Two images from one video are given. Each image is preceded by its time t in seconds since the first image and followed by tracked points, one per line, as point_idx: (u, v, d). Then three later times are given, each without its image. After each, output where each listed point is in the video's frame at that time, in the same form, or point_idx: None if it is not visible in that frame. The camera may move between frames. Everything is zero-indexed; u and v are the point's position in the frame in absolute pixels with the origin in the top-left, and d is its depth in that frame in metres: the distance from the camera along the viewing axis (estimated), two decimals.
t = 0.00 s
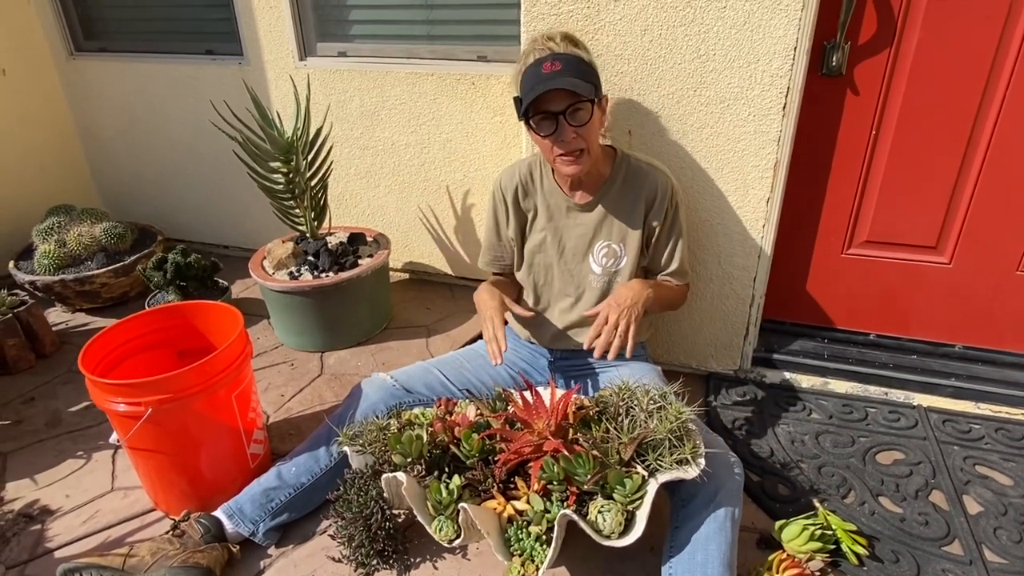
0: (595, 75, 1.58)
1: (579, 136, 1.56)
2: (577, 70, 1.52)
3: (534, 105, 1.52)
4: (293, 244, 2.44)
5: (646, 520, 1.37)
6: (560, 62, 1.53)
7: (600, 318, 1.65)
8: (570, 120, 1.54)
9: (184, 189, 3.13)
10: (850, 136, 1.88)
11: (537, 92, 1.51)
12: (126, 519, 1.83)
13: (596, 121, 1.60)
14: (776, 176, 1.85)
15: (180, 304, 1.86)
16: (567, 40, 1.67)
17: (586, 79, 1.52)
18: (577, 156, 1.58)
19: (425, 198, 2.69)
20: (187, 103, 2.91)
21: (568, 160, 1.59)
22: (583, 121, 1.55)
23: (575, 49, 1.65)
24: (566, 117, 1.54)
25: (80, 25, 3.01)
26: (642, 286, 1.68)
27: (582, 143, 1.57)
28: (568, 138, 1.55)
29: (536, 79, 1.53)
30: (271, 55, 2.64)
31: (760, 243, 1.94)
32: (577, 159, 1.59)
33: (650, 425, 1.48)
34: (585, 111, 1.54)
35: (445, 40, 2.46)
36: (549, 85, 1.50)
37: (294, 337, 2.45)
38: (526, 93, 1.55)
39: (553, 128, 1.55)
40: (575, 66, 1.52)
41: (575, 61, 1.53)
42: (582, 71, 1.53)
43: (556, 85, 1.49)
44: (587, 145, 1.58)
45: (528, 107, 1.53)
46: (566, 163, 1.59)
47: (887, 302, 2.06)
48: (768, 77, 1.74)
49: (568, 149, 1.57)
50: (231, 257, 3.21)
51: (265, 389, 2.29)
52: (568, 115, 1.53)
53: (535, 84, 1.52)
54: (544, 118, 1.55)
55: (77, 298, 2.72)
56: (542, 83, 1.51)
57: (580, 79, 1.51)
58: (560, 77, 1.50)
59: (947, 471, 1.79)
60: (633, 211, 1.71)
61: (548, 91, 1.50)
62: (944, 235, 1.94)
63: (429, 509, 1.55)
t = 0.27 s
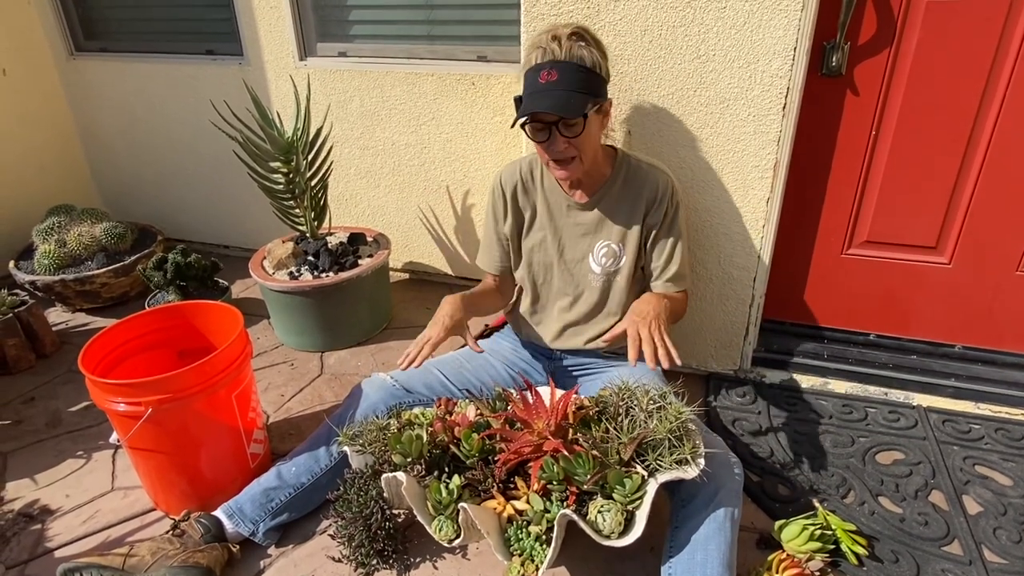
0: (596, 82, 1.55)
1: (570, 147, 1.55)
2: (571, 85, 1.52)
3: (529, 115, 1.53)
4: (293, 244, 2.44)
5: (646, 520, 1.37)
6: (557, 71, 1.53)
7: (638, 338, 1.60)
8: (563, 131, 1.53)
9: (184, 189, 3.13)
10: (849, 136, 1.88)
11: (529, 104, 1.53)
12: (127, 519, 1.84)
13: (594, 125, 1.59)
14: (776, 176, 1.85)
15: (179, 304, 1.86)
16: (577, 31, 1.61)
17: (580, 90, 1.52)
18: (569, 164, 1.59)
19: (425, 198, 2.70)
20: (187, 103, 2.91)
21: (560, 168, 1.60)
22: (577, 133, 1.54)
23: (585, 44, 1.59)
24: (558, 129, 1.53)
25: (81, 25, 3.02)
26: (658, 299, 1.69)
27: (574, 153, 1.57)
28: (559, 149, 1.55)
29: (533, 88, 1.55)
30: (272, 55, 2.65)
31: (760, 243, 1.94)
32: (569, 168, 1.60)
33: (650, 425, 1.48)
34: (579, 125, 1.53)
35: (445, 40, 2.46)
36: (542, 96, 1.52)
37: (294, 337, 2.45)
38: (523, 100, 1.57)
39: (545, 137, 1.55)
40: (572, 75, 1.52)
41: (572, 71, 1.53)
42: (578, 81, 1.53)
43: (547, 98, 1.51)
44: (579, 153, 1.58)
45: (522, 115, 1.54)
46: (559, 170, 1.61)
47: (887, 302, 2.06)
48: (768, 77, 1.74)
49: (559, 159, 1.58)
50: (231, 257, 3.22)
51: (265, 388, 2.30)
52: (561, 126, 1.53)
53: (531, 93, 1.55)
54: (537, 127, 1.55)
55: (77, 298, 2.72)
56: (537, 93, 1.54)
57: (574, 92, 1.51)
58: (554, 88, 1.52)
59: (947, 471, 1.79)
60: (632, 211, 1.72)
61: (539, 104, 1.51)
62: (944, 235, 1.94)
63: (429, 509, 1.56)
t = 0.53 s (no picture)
0: (596, 78, 1.55)
1: (569, 142, 1.56)
2: (569, 80, 1.52)
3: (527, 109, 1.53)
4: (294, 243, 2.45)
5: (646, 519, 1.37)
6: (557, 67, 1.53)
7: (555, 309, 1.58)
8: (562, 126, 1.54)
9: (184, 188, 3.13)
10: (850, 135, 1.88)
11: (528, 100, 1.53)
12: (127, 518, 1.83)
13: (593, 122, 1.58)
14: (776, 175, 1.85)
15: (180, 303, 1.85)
16: (578, 30, 1.60)
17: (579, 86, 1.52)
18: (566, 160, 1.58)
19: (425, 198, 2.69)
20: (187, 102, 2.91)
21: (558, 164, 1.60)
22: (576, 128, 1.54)
23: (586, 39, 1.59)
24: (557, 125, 1.54)
25: (81, 24, 3.01)
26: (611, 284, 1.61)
27: (571, 149, 1.57)
28: (558, 145, 1.56)
29: (532, 84, 1.56)
30: (272, 54, 2.64)
31: (760, 244, 1.94)
32: (568, 163, 1.59)
33: (650, 424, 1.48)
34: (577, 121, 1.53)
35: (445, 39, 2.46)
36: (540, 92, 1.52)
37: (294, 336, 2.45)
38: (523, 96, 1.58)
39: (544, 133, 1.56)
40: (572, 71, 1.53)
41: (572, 67, 1.53)
42: (577, 77, 1.53)
43: (546, 94, 1.51)
44: (577, 150, 1.57)
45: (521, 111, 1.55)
46: (558, 166, 1.61)
47: (888, 301, 2.06)
48: (769, 76, 1.74)
49: (557, 155, 1.58)
50: (231, 256, 3.21)
51: (265, 388, 2.29)
52: (559, 122, 1.53)
53: (531, 89, 1.55)
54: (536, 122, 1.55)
55: (77, 297, 2.72)
56: (536, 88, 1.54)
57: (573, 87, 1.51)
58: (552, 84, 1.52)
59: (948, 470, 1.79)
60: (631, 211, 1.71)
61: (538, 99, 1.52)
62: (944, 234, 1.93)
63: (429, 507, 1.55)
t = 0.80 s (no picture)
0: (599, 75, 1.57)
1: (574, 135, 1.56)
2: (578, 73, 1.52)
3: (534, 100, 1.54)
4: (294, 243, 2.45)
5: (646, 519, 1.37)
6: (564, 59, 1.53)
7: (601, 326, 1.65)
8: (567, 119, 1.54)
9: (184, 188, 3.13)
10: (850, 136, 1.88)
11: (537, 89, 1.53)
12: (127, 517, 1.84)
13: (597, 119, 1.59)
14: (776, 175, 1.85)
15: (180, 303, 1.86)
16: (579, 32, 1.62)
17: (586, 79, 1.52)
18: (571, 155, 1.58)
19: (425, 197, 2.70)
20: (187, 102, 2.91)
21: (563, 159, 1.59)
22: (582, 121, 1.55)
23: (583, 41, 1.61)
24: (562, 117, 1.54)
25: (82, 24, 3.02)
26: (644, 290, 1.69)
27: (577, 143, 1.57)
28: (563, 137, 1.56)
29: (539, 75, 1.55)
30: (272, 54, 2.65)
31: (760, 244, 1.95)
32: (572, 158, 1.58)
33: (650, 424, 1.48)
34: (585, 115, 1.55)
35: (445, 39, 2.46)
36: (548, 82, 1.51)
37: (295, 336, 2.45)
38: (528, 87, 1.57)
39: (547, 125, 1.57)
40: (579, 65, 1.53)
41: (579, 60, 1.53)
42: (584, 71, 1.53)
43: (554, 84, 1.50)
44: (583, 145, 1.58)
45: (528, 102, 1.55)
46: (563, 161, 1.59)
47: (888, 301, 2.06)
48: (769, 76, 1.74)
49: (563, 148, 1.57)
50: (232, 256, 3.22)
51: (266, 387, 2.30)
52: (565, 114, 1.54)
53: (537, 80, 1.54)
54: (542, 113, 1.56)
55: (78, 297, 2.72)
56: (543, 79, 1.53)
57: (581, 79, 1.51)
58: (559, 75, 1.52)
59: (947, 470, 1.79)
60: (632, 210, 1.71)
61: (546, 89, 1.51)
62: (944, 235, 1.94)
63: (429, 507, 1.56)
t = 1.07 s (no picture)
0: (608, 79, 1.59)
1: (582, 134, 1.56)
2: (592, 73, 1.53)
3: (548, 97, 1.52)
4: (294, 242, 2.45)
5: (646, 517, 1.37)
6: (579, 58, 1.53)
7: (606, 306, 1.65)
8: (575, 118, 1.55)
9: (184, 187, 3.13)
10: (851, 134, 1.88)
11: (554, 85, 1.51)
12: (128, 516, 1.84)
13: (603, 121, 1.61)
14: (777, 174, 1.85)
15: (180, 302, 1.86)
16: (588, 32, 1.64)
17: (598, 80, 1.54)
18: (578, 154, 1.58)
19: (425, 196, 2.70)
20: (188, 100, 2.91)
21: (570, 158, 1.58)
22: (592, 122, 1.56)
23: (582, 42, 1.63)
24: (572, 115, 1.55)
25: (82, 23, 3.01)
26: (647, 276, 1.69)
27: (585, 143, 1.57)
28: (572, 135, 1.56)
29: (551, 71, 1.54)
30: (272, 53, 2.64)
31: (761, 243, 1.95)
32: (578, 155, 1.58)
33: (651, 423, 1.48)
34: (594, 117, 1.56)
35: (446, 38, 2.46)
36: (565, 80, 1.51)
37: (295, 335, 2.46)
38: (540, 82, 1.55)
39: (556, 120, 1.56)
40: (592, 65, 1.54)
41: (593, 61, 1.54)
42: (596, 72, 1.55)
43: (572, 82, 1.50)
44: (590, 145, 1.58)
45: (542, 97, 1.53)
46: (568, 159, 1.58)
47: (889, 300, 2.06)
48: (770, 75, 1.74)
49: (571, 146, 1.56)
50: (232, 255, 3.21)
51: (267, 386, 2.30)
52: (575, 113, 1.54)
53: (550, 75, 1.53)
54: (553, 110, 1.55)
55: (79, 296, 2.72)
56: (557, 76, 1.52)
57: (595, 80, 1.52)
58: (574, 72, 1.52)
59: (948, 469, 1.79)
60: (632, 208, 1.71)
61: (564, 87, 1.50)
62: (945, 234, 1.93)
63: (429, 506, 1.56)
